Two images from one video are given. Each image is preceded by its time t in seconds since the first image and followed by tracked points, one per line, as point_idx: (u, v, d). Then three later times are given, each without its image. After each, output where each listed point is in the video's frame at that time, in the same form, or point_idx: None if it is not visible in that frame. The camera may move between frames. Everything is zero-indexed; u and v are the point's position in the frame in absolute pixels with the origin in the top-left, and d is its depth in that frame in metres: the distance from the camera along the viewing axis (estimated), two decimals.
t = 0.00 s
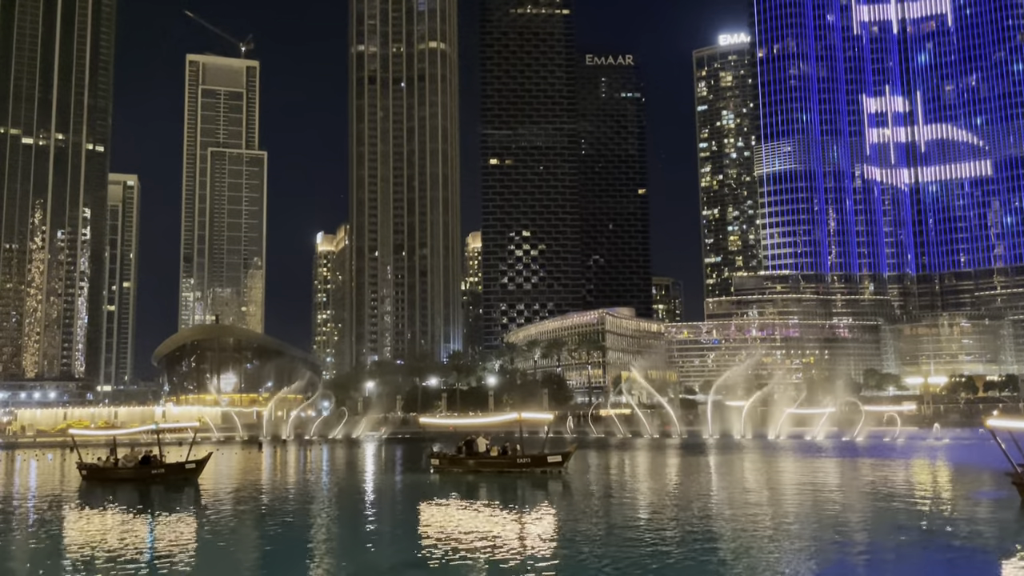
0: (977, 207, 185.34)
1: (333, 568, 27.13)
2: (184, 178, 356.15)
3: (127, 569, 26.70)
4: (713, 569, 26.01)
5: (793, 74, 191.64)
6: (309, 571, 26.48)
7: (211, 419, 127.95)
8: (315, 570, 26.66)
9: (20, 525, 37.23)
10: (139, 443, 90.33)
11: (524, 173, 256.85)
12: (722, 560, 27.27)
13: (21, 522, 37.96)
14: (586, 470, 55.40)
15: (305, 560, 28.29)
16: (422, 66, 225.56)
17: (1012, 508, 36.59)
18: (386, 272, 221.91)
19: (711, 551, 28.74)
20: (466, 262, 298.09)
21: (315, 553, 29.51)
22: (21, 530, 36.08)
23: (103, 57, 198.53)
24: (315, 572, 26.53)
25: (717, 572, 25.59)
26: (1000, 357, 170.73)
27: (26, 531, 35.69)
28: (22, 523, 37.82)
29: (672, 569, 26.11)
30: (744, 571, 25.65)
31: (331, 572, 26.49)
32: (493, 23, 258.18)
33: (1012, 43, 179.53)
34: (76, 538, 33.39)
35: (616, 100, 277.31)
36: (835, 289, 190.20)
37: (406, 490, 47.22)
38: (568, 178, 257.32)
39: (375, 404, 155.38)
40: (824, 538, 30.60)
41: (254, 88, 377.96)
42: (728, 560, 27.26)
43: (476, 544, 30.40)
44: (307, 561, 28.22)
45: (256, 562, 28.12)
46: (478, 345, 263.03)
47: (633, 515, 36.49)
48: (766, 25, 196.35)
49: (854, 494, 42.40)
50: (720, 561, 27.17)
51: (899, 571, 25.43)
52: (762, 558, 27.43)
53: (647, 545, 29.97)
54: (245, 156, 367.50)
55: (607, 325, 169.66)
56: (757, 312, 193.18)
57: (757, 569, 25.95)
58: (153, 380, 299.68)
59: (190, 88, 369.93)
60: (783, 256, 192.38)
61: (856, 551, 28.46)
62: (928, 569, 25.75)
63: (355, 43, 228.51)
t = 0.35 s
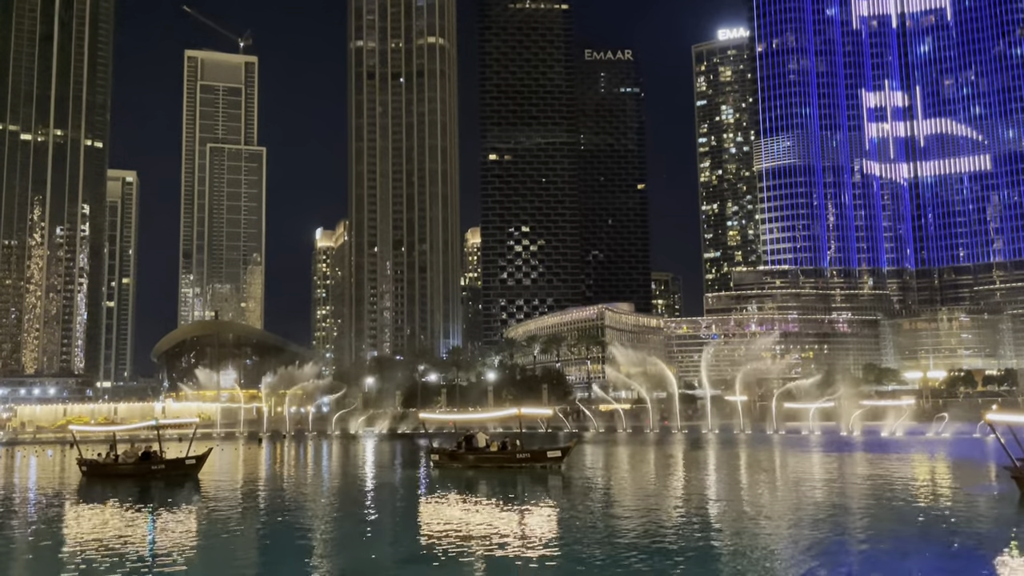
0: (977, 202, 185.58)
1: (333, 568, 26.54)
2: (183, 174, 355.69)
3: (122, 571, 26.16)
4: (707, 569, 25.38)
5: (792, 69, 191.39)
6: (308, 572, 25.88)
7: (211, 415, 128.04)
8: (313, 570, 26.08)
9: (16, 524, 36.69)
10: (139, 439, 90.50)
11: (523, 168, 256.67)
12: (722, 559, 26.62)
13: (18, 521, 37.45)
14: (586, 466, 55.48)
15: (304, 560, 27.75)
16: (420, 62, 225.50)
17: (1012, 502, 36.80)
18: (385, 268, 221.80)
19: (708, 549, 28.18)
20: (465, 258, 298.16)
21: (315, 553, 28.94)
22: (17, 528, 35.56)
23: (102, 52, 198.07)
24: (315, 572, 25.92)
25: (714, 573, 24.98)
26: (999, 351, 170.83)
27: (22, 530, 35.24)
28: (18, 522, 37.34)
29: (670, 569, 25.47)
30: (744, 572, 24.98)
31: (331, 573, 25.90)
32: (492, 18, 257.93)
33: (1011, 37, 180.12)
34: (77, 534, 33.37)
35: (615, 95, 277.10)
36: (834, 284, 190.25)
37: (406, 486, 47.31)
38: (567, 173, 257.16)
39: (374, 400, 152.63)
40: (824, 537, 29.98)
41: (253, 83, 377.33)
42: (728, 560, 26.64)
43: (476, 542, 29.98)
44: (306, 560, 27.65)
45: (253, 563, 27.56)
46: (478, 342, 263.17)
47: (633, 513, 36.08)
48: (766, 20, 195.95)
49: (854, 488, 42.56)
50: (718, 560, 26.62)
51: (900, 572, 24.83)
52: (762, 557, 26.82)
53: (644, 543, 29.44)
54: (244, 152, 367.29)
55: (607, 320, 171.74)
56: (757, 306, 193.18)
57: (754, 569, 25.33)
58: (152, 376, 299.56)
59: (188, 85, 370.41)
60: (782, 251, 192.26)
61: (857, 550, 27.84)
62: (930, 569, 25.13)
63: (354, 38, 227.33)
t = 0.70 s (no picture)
0: (974, 197, 185.51)
1: (331, 567, 26.02)
2: (181, 171, 354.93)
3: (114, 571, 25.70)
4: (704, 569, 24.77)
5: (790, 64, 191.15)
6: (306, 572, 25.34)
7: (211, 411, 128.17)
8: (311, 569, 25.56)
9: (10, 522, 36.29)
10: (137, 436, 90.40)
11: (521, 163, 256.56)
12: (718, 559, 26.05)
13: (13, 520, 37.07)
14: (585, 461, 55.75)
15: (302, 558, 27.20)
16: (418, 58, 225.50)
17: (1010, 495, 37.15)
18: (384, 264, 221.67)
19: (705, 547, 27.68)
20: (464, 254, 298.02)
21: (313, 552, 28.42)
22: (11, 526, 35.13)
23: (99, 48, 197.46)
24: (312, 572, 25.37)
25: (710, 572, 24.40)
26: (997, 346, 170.88)
27: (17, 527, 34.80)
28: (13, 520, 36.95)
29: (666, 568, 24.93)
30: (741, 571, 24.41)
31: (329, 572, 25.34)
32: (490, 13, 257.78)
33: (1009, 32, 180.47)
34: (77, 530, 33.46)
35: (613, 91, 276.87)
36: (832, 279, 190.37)
37: (406, 481, 47.44)
38: (566, 169, 257.15)
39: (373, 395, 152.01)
40: (822, 535, 29.48)
41: (250, 79, 375.83)
42: (724, 559, 26.07)
43: (474, 539, 29.62)
44: (304, 560, 27.11)
45: (249, 561, 27.10)
46: (476, 338, 262.94)
47: (631, 508, 35.77)
48: (764, 15, 195.87)
49: (852, 482, 42.85)
50: (714, 559, 26.11)
51: (900, 572, 24.26)
52: (759, 556, 26.31)
53: (641, 541, 28.95)
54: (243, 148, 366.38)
55: (605, 315, 172.15)
56: (756, 302, 192.23)
57: (751, 569, 24.76)
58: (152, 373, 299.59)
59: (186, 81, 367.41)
60: (780, 246, 192.43)
61: (856, 549, 27.30)
62: (931, 569, 24.56)
63: (350, 34, 225.73)
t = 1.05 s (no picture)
0: (973, 192, 185.99)
1: (329, 567, 25.53)
2: (179, 167, 354.75)
3: (110, 571, 25.28)
4: (700, 569, 24.22)
5: (789, 59, 190.87)
6: (304, 572, 24.79)
7: (209, 407, 128.33)
8: (309, 570, 25.08)
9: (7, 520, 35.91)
10: (136, 433, 90.44)
11: (520, 159, 256.48)
12: (716, 558, 25.48)
13: (9, 517, 36.72)
14: (583, 455, 55.88)
15: (301, 559, 26.70)
16: (416, 53, 224.54)
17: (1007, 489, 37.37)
18: (382, 260, 221.47)
19: (703, 547, 27.17)
20: (462, 249, 298.02)
21: (313, 551, 27.94)
22: (7, 525, 34.77)
23: (96, 43, 197.13)
24: (311, 572, 24.84)
25: (707, 572, 23.84)
26: (995, 341, 171.30)
27: (13, 526, 34.39)
28: (10, 518, 36.60)
29: (662, 569, 24.32)
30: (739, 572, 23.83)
31: (327, 573, 24.82)
32: (488, 8, 257.24)
33: (1007, 26, 180.65)
34: (76, 527, 33.48)
35: (611, 86, 276.35)
36: (831, 274, 190.38)
37: (406, 476, 47.56)
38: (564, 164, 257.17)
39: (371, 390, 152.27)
40: (821, 533, 29.00)
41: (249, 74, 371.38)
42: (722, 559, 25.45)
43: (473, 537, 29.22)
44: (303, 560, 26.61)
45: (249, 560, 26.66)
46: (475, 333, 262.94)
47: (630, 505, 35.47)
48: (762, 9, 195.70)
49: (851, 476, 43.03)
50: (712, 558, 25.59)
51: (899, 572, 23.72)
52: (757, 555, 25.78)
53: (641, 540, 28.50)
54: (240, 144, 366.02)
55: (603, 310, 172.84)
56: (754, 297, 190.04)
57: (749, 569, 24.12)
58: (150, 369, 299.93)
59: (182, 76, 359.14)
60: (778, 241, 191.73)
61: (853, 547, 26.77)
62: (932, 568, 24.06)
63: (349, 28, 224.60)
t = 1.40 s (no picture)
0: (970, 187, 186.36)
1: (330, 567, 24.93)
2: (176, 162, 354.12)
3: (101, 571, 24.71)
4: (699, 569, 23.64)
5: (787, 54, 190.79)
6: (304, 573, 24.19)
7: (208, 402, 128.39)
8: (309, 569, 24.49)
9: (4, 518, 35.41)
10: (134, 429, 90.53)
11: (518, 154, 256.25)
12: (713, 558, 24.93)
13: (7, 515, 36.28)
14: (582, 451, 55.85)
15: (301, 558, 26.12)
16: (414, 48, 223.71)
17: (1005, 485, 37.48)
18: (380, 256, 221.31)
19: (702, 545, 26.65)
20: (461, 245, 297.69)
21: (315, 549, 27.43)
22: (5, 523, 34.28)
23: (94, 38, 196.37)
24: (311, 572, 24.27)
25: (705, 573, 23.27)
26: (992, 335, 171.89)
27: (12, 523, 33.95)
28: (7, 516, 36.13)
29: (661, 569, 23.75)
30: (737, 572, 23.28)
31: (327, 573, 24.25)
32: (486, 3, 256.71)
33: (1006, 22, 180.78)
34: (74, 523, 33.39)
35: (609, 81, 275.79)
36: (829, 269, 190.25)
37: (404, 472, 47.56)
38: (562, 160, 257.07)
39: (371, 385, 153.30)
40: (819, 529, 28.75)
41: (246, 70, 370.16)
42: (721, 558, 24.89)
43: (472, 534, 28.89)
44: (303, 558, 26.05)
45: (250, 559, 26.11)
46: (473, 328, 263.13)
47: (628, 502, 35.09)
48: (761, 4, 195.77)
49: (849, 471, 43.15)
50: (710, 557, 25.09)
51: (896, 570, 23.43)
52: (756, 551, 25.74)
53: (639, 538, 27.96)
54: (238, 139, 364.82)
55: (601, 306, 172.23)
56: (751, 292, 193.64)
57: (748, 569, 23.59)
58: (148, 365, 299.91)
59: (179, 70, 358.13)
60: (776, 236, 192.24)
61: (853, 546, 26.28)
62: (931, 567, 23.60)
63: (346, 24, 225.17)
